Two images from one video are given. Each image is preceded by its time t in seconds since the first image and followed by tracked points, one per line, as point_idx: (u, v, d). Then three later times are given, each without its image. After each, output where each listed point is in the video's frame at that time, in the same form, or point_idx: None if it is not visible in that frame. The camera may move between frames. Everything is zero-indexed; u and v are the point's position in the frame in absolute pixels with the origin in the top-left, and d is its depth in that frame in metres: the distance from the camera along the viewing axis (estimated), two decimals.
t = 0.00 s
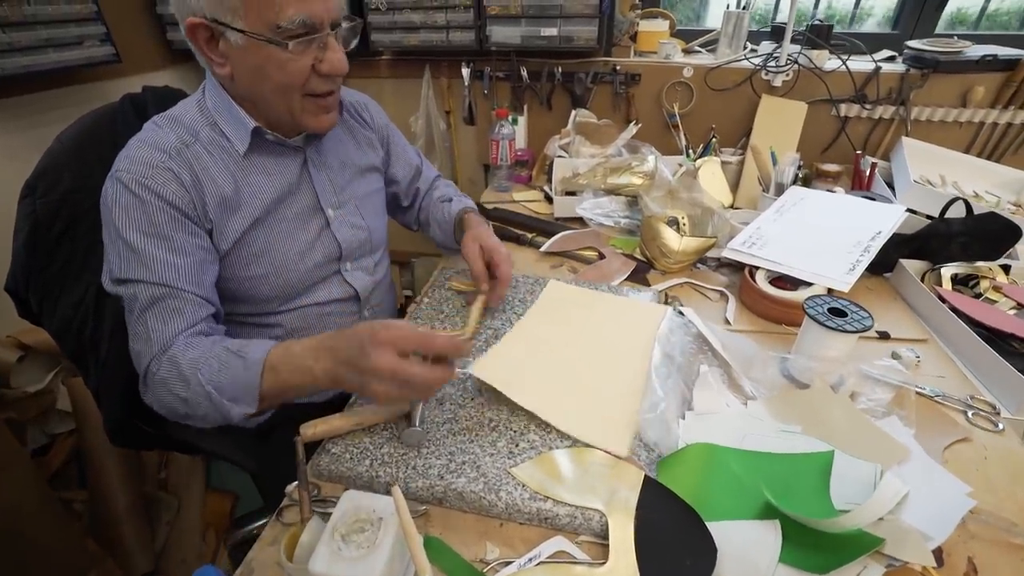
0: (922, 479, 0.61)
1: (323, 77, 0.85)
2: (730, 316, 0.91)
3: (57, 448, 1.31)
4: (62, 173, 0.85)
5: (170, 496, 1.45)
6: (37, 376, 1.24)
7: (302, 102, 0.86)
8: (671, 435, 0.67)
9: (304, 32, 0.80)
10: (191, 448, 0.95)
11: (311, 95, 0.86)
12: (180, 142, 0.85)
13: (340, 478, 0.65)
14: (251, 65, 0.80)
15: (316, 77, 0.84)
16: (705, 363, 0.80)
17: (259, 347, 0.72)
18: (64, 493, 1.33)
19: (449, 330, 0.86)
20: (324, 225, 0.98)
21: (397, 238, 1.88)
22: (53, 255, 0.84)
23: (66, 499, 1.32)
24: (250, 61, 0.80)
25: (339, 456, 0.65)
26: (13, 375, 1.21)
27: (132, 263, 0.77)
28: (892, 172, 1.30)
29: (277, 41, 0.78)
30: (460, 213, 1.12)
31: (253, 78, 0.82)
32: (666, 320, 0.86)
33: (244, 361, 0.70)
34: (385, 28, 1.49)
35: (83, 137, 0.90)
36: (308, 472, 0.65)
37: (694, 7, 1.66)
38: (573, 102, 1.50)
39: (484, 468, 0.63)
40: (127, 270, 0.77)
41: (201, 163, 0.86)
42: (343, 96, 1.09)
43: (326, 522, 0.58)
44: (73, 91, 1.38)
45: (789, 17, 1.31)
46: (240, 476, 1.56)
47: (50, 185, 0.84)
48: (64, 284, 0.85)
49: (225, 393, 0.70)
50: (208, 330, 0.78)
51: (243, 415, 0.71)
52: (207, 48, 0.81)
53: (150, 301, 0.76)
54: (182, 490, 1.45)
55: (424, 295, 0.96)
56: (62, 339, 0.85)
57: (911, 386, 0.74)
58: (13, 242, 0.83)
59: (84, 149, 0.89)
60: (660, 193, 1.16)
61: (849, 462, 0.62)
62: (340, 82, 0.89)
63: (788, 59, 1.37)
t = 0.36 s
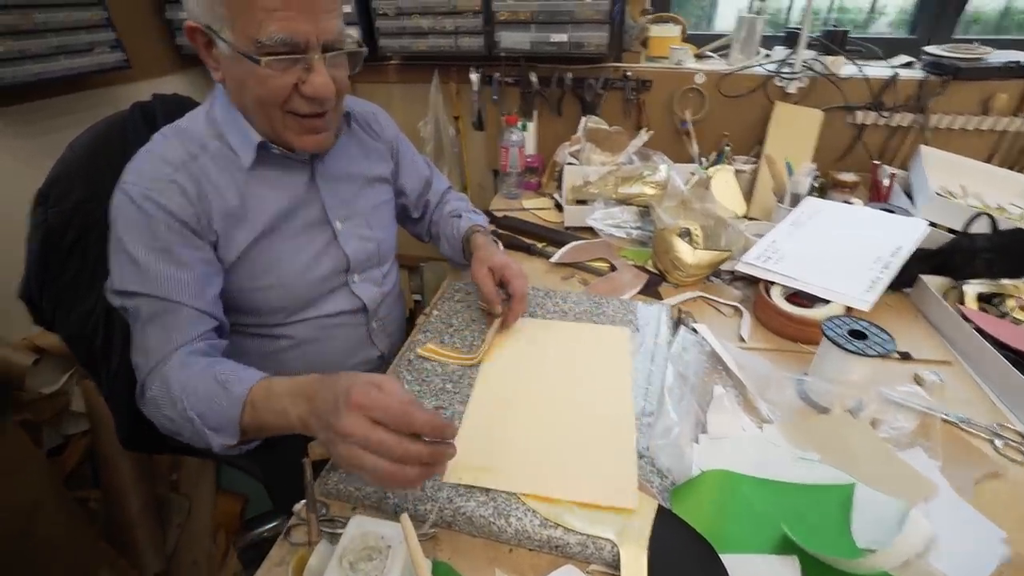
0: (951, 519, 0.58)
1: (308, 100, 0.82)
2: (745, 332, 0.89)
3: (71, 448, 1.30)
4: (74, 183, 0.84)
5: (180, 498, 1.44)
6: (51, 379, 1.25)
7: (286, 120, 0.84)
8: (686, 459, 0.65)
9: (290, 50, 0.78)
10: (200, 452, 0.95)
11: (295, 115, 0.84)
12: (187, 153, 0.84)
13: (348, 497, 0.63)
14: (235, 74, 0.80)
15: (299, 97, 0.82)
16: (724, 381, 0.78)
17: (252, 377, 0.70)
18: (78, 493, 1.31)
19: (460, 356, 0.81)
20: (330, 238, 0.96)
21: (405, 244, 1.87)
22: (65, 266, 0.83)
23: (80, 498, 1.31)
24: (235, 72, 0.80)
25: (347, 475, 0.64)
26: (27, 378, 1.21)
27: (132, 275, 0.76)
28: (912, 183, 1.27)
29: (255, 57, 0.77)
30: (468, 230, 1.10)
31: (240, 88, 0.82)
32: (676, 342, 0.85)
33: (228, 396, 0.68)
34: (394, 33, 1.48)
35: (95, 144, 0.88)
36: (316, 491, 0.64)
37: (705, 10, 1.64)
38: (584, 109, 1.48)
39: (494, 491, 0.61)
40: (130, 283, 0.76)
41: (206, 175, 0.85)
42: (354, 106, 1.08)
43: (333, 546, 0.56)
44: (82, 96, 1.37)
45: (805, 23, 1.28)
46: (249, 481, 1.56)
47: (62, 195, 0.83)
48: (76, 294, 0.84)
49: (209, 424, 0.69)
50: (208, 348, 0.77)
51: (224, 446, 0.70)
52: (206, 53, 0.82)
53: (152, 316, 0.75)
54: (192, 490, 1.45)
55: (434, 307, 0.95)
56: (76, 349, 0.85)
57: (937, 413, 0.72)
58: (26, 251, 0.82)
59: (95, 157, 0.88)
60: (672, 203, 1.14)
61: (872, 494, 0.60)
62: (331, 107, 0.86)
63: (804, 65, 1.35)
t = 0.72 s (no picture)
0: None
1: (338, 82, 0.81)
2: (814, 373, 0.82)
3: (136, 415, 1.38)
4: (155, 172, 0.87)
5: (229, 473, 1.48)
6: (123, 348, 1.30)
7: (321, 104, 0.84)
8: (739, 512, 0.61)
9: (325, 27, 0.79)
10: (250, 430, 0.99)
11: (328, 99, 0.83)
12: (254, 145, 0.86)
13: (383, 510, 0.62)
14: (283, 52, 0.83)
15: (330, 78, 0.81)
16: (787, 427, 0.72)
17: (297, 365, 0.75)
18: (136, 458, 1.40)
19: (488, 376, 0.78)
20: (380, 242, 0.96)
21: (460, 243, 1.87)
22: (139, 251, 0.87)
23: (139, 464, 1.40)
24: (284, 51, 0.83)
25: (383, 487, 0.63)
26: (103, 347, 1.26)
27: (183, 259, 0.80)
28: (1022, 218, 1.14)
29: (290, 30, 0.79)
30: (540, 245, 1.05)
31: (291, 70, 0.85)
32: (736, 378, 0.78)
33: (275, 379, 0.73)
34: (465, 33, 1.48)
35: (175, 136, 0.91)
36: (350, 501, 0.63)
37: (793, 17, 1.53)
38: (654, 117, 1.42)
39: (531, 522, 0.59)
40: (183, 266, 0.79)
41: (268, 169, 0.86)
42: (427, 111, 1.07)
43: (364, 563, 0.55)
44: (167, 85, 1.43)
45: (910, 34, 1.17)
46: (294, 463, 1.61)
47: (142, 182, 0.86)
48: (148, 276, 0.88)
49: (251, 403, 0.74)
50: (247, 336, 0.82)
51: (261, 426, 0.75)
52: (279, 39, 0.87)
53: (201, 301, 0.79)
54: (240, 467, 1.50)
55: (484, 316, 0.93)
56: (144, 328, 0.89)
57: None
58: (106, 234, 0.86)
59: (176, 148, 0.91)
60: (742, 223, 1.07)
61: None
62: (371, 95, 0.85)
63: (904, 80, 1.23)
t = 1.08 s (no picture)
0: None
1: (373, 68, 0.80)
2: (859, 411, 0.78)
3: (171, 401, 1.42)
4: (199, 170, 0.89)
5: (255, 464, 1.52)
6: (164, 335, 1.36)
7: (359, 94, 0.84)
8: (770, 557, 0.57)
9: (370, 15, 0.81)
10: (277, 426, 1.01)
11: (365, 88, 0.83)
12: (308, 139, 0.89)
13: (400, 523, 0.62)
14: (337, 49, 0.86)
15: (368, 66, 0.81)
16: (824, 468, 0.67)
17: (355, 380, 0.80)
18: (169, 442, 1.43)
19: (514, 393, 0.77)
20: (411, 250, 0.94)
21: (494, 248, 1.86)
22: (180, 245, 0.89)
23: (170, 447, 1.42)
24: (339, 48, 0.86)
25: (401, 499, 0.62)
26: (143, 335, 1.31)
27: (236, 243, 0.83)
28: None
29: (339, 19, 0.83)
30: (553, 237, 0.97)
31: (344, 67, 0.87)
32: (774, 411, 0.74)
33: (335, 389, 0.78)
34: (510, 38, 1.47)
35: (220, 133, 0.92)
36: (368, 510, 0.63)
37: (853, 30, 1.47)
38: (699, 129, 1.38)
39: (549, 549, 0.57)
40: (232, 248, 0.83)
41: (317, 165, 0.88)
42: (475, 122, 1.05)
43: None
44: (218, 84, 1.47)
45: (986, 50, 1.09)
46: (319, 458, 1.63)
47: (187, 178, 0.88)
48: (188, 269, 0.90)
49: (306, 409, 0.78)
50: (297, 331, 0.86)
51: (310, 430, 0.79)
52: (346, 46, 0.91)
53: (249, 290, 0.83)
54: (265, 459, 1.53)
55: (512, 328, 0.92)
56: (180, 319, 0.92)
57: None
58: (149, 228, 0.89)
59: (220, 145, 0.92)
60: (788, 246, 1.03)
61: None
62: (406, 85, 0.83)
63: (975, 99, 1.16)
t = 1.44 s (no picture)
0: None
1: (427, 72, 0.83)
2: (877, 422, 0.77)
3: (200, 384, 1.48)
4: (235, 163, 0.93)
5: (277, 449, 1.57)
6: (197, 320, 1.41)
7: (412, 95, 0.86)
8: (778, 560, 0.57)
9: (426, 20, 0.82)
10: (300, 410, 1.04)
11: (418, 90, 0.85)
12: (356, 131, 0.92)
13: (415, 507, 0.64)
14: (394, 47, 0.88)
15: (422, 70, 0.83)
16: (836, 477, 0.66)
17: (378, 368, 0.83)
18: (196, 424, 1.49)
19: (531, 389, 0.78)
20: (445, 247, 0.96)
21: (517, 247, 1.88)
22: (216, 234, 0.93)
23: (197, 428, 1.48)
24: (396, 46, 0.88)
25: (417, 485, 0.65)
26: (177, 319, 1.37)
27: (281, 226, 0.86)
28: None
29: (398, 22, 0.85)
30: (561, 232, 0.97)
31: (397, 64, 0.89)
32: (790, 417, 0.74)
33: (359, 376, 0.81)
34: (541, 40, 1.48)
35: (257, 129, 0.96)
36: (385, 494, 0.65)
37: (891, 37, 1.44)
38: (727, 135, 1.37)
39: (558, 539, 0.59)
40: (277, 228, 0.86)
41: (363, 157, 0.91)
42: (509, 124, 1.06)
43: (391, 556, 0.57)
44: (256, 80, 1.52)
45: None
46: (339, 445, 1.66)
47: (225, 170, 0.92)
48: (222, 257, 0.95)
49: (330, 390, 0.81)
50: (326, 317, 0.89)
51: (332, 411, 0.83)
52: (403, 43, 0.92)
53: (288, 270, 0.86)
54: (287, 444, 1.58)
55: (532, 326, 0.94)
56: (213, 304, 0.97)
57: None
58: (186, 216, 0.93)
59: (256, 140, 0.96)
60: (812, 254, 1.02)
61: None
62: (455, 90, 0.84)
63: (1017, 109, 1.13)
